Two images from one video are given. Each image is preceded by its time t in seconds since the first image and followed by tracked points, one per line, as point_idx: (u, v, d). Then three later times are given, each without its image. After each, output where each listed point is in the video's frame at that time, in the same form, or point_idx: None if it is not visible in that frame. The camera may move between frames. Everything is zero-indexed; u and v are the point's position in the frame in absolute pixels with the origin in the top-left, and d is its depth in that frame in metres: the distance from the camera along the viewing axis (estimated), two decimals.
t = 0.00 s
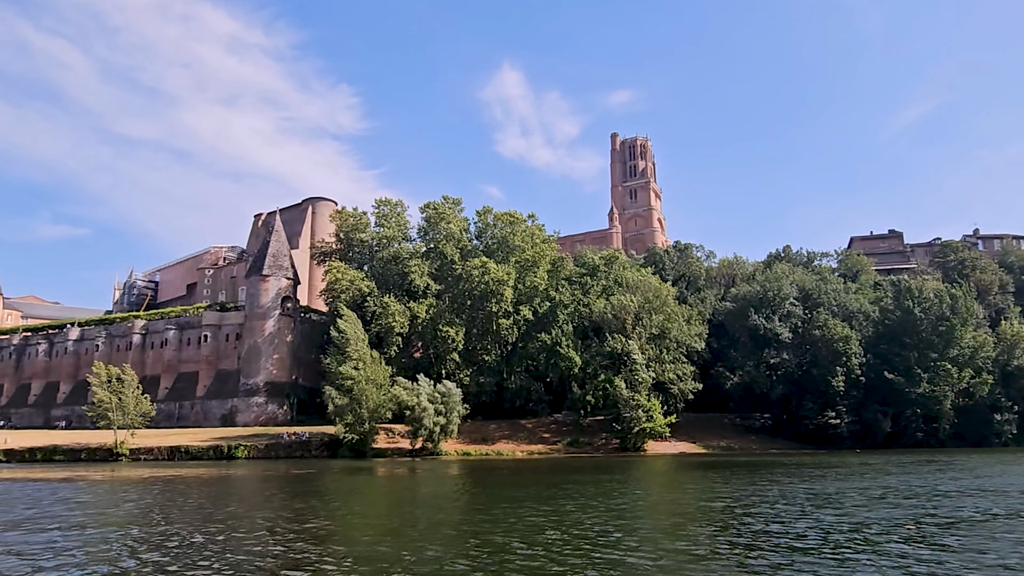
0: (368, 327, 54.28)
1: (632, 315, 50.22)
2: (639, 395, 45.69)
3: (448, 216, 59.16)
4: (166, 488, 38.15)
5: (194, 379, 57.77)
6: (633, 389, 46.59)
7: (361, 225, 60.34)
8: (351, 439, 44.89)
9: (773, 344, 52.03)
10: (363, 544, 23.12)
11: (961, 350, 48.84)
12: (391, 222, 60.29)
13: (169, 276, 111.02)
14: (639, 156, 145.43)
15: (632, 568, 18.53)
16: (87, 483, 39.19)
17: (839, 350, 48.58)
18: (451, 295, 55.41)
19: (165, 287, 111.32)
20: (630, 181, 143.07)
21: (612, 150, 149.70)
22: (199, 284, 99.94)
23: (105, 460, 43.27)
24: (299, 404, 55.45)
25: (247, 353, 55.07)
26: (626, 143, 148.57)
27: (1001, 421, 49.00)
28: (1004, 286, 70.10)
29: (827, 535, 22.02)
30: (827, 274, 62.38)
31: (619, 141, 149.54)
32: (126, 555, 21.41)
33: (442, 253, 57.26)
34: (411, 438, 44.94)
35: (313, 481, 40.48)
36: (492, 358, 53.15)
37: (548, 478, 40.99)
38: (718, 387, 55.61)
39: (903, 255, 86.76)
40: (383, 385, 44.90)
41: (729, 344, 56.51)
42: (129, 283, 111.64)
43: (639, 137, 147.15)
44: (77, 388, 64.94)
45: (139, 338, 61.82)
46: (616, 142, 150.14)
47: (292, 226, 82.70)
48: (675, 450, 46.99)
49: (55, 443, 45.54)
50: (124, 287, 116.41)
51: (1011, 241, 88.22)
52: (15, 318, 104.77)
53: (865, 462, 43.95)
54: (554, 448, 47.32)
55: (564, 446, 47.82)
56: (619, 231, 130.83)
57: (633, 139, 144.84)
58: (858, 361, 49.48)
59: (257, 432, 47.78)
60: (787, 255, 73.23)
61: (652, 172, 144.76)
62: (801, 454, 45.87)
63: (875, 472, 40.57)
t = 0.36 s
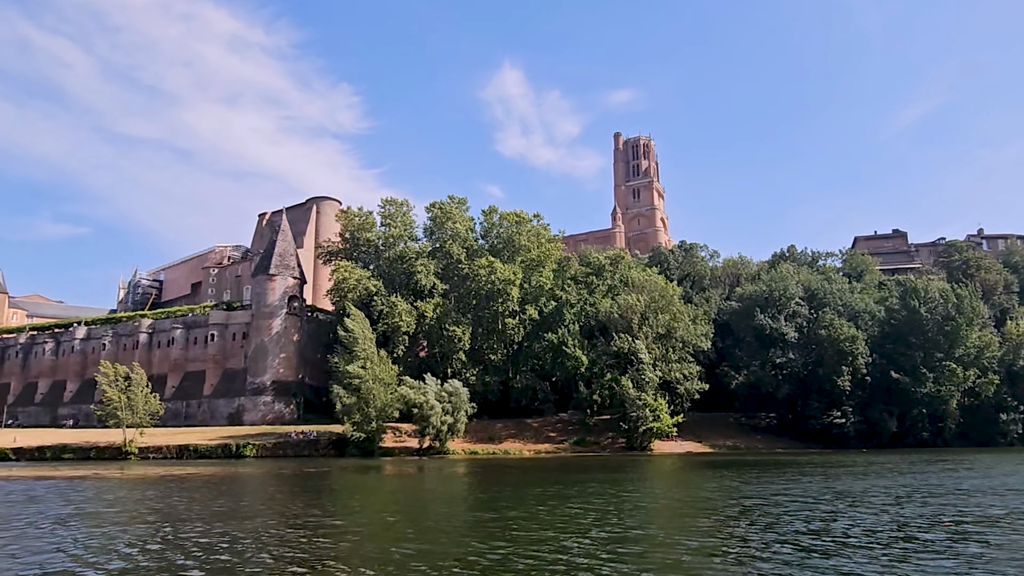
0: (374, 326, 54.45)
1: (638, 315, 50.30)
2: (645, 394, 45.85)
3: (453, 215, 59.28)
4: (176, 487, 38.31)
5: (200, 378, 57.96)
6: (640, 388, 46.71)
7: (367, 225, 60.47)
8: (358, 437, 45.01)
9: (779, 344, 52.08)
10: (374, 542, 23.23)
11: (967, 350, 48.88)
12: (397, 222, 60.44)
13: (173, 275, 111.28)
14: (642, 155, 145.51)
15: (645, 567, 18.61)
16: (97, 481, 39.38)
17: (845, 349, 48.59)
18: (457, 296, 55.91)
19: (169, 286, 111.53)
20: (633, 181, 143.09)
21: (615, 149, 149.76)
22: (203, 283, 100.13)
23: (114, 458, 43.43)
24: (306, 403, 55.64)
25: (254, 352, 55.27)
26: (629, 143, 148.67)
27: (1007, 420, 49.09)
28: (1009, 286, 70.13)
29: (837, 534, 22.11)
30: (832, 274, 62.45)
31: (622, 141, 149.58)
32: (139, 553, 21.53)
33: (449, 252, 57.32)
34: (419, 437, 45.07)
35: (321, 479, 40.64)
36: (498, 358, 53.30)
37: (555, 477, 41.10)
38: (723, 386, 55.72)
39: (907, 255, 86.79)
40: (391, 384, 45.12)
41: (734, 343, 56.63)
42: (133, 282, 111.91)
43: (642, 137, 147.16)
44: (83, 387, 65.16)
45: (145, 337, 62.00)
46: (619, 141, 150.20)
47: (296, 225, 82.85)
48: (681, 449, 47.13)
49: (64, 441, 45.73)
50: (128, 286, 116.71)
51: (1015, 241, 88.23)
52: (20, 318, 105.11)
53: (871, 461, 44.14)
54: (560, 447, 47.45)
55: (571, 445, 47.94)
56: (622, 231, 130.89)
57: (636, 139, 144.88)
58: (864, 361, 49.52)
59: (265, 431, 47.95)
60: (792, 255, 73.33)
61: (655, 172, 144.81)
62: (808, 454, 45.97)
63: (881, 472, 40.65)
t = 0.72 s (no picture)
0: (382, 325, 54.62)
1: (645, 314, 50.46)
2: (653, 393, 45.95)
3: (460, 215, 59.39)
4: (186, 485, 38.55)
5: (208, 377, 58.19)
6: (647, 388, 46.81)
7: (375, 225, 60.67)
8: (367, 436, 45.20)
9: (786, 344, 52.01)
10: (385, 540, 23.35)
11: (974, 350, 48.94)
12: (404, 221, 60.60)
13: (179, 274, 111.62)
14: (646, 155, 145.63)
15: (657, 565, 18.70)
16: (108, 479, 39.63)
17: (853, 349, 48.56)
18: (463, 295, 55.58)
19: (174, 285, 111.73)
20: (637, 180, 143.14)
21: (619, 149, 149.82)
22: (209, 281, 100.48)
23: (124, 456, 43.67)
24: (313, 401, 55.88)
25: (262, 351, 55.48)
26: (633, 142, 148.82)
27: (1014, 420, 49.19)
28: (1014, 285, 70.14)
29: (848, 533, 22.18)
30: (838, 274, 62.49)
31: (626, 140, 149.70)
32: (153, 551, 21.65)
33: (455, 252, 57.48)
34: (427, 435, 45.27)
35: (330, 477, 40.83)
36: (505, 357, 53.44)
37: (563, 475, 41.26)
38: (730, 386, 55.79)
39: (913, 254, 86.84)
40: (398, 383, 45.33)
41: (741, 343, 56.68)
42: (139, 280, 112.32)
43: (646, 136, 147.22)
44: (91, 385, 65.41)
45: (153, 335, 62.25)
46: (622, 140, 150.28)
47: (301, 225, 83.10)
48: (688, 448, 47.30)
49: (74, 439, 46.00)
50: (134, 285, 117.09)
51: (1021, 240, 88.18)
52: (26, 316, 105.48)
53: (877, 460, 44.45)
54: (568, 446, 47.61)
55: (578, 444, 48.11)
56: (626, 230, 130.97)
57: (640, 138, 144.97)
58: (871, 360, 49.56)
59: (273, 430, 48.19)
60: (797, 254, 73.35)
61: (659, 171, 144.87)
62: (815, 453, 46.06)
63: (888, 472, 40.71)
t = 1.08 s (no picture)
0: (390, 324, 54.81)
1: (652, 313, 50.59)
2: (660, 392, 46.04)
3: (467, 214, 59.51)
4: (196, 483, 38.77)
5: (216, 375, 58.44)
6: (655, 387, 46.90)
7: (382, 224, 60.85)
8: (375, 434, 45.38)
9: (793, 343, 52.07)
10: (398, 538, 23.50)
11: (982, 349, 48.97)
12: (411, 220, 60.77)
13: (185, 273, 111.95)
14: (650, 154, 145.63)
15: (670, 565, 18.79)
16: (119, 476, 39.89)
17: (860, 348, 48.57)
18: (470, 294, 55.71)
19: (181, 284, 112.06)
20: (641, 179, 143.22)
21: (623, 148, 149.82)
22: (215, 280, 100.76)
23: (134, 454, 43.91)
24: (321, 400, 56.08)
25: (270, 349, 55.71)
26: (638, 142, 148.83)
27: (1021, 420, 49.20)
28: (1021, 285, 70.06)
29: (858, 533, 22.25)
30: (844, 273, 62.52)
31: (630, 139, 149.76)
32: (167, 548, 21.80)
33: (463, 251, 57.62)
34: (435, 434, 45.44)
35: (339, 476, 41.00)
36: (512, 356, 53.57)
37: (571, 474, 41.39)
38: (737, 385, 55.87)
39: (919, 254, 86.78)
40: (406, 381, 45.52)
41: (747, 342, 56.76)
42: (145, 279, 112.79)
43: (650, 136, 147.28)
44: (100, 384, 65.71)
45: (161, 334, 62.54)
46: (627, 140, 150.31)
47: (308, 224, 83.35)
48: (696, 447, 47.41)
49: (85, 438, 46.26)
50: (140, 284, 117.47)
51: None
52: (33, 315, 105.82)
53: (884, 459, 44.66)
54: (575, 445, 47.73)
55: (586, 443, 48.24)
56: (631, 230, 131.01)
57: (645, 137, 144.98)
58: (879, 360, 49.58)
59: (281, 428, 48.39)
60: (803, 254, 73.25)
61: (664, 170, 144.85)
62: (822, 453, 46.14)
63: (895, 471, 40.77)
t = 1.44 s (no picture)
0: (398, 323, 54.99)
1: (660, 312, 50.84)
2: (668, 391, 46.10)
3: (475, 214, 59.62)
4: (207, 481, 38.99)
5: (224, 373, 58.69)
6: (663, 386, 46.99)
7: (390, 223, 61.07)
8: (384, 433, 45.55)
9: (801, 343, 52.12)
10: (411, 536, 23.65)
11: (990, 349, 49.00)
12: (418, 219, 60.95)
13: (191, 271, 112.25)
14: (655, 153, 145.61)
15: (683, 563, 18.84)
16: (130, 474, 40.13)
17: (869, 348, 48.58)
18: (478, 293, 55.81)
19: (187, 282, 112.40)
20: (646, 179, 143.23)
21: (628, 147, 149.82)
22: (221, 278, 101.03)
23: (145, 452, 44.14)
24: (329, 398, 56.26)
25: (278, 348, 55.94)
26: (643, 141, 148.86)
27: None
28: None
29: (870, 533, 22.26)
30: (851, 272, 62.53)
31: (635, 138, 149.76)
32: (181, 545, 21.89)
33: (470, 250, 57.74)
34: (444, 433, 45.59)
35: (348, 474, 41.17)
36: (520, 355, 53.70)
37: (580, 473, 41.52)
38: (744, 385, 55.95)
39: (925, 253, 86.74)
40: (415, 380, 45.68)
41: (755, 341, 56.82)
42: (151, 278, 113.18)
43: (656, 135, 147.23)
44: (108, 382, 65.98)
45: (169, 332, 62.83)
46: (632, 139, 150.32)
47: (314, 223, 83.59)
48: (704, 446, 47.49)
49: (95, 435, 46.53)
50: (146, 282, 117.81)
51: None
52: (40, 313, 106.14)
53: (893, 459, 44.65)
54: (583, 443, 47.88)
55: (594, 442, 48.36)
56: (635, 229, 131.08)
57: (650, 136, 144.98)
58: (887, 360, 49.57)
59: (291, 427, 48.60)
60: (810, 253, 72.95)
61: (669, 170, 144.85)
62: (830, 452, 46.19)
63: (904, 471, 40.82)
